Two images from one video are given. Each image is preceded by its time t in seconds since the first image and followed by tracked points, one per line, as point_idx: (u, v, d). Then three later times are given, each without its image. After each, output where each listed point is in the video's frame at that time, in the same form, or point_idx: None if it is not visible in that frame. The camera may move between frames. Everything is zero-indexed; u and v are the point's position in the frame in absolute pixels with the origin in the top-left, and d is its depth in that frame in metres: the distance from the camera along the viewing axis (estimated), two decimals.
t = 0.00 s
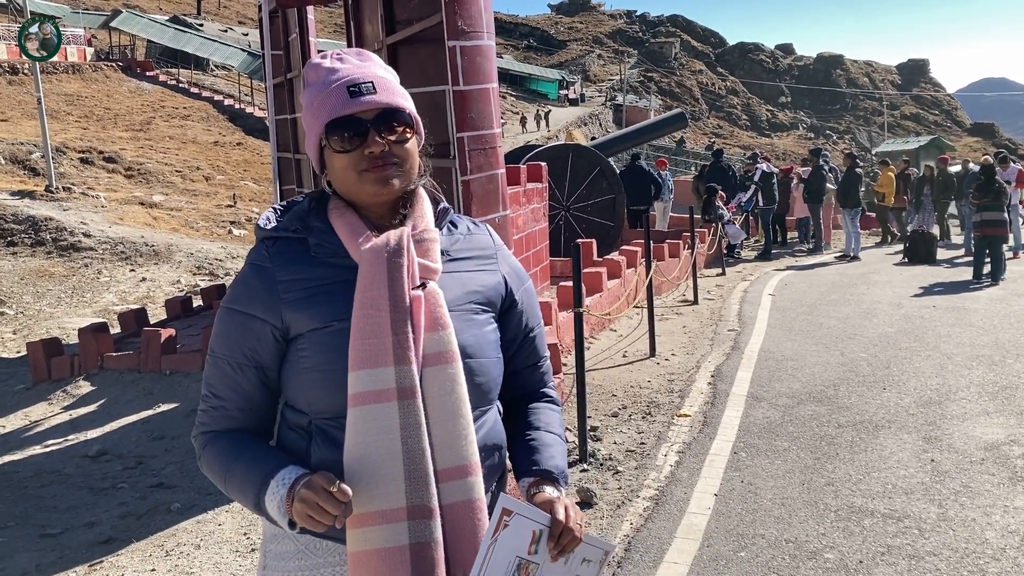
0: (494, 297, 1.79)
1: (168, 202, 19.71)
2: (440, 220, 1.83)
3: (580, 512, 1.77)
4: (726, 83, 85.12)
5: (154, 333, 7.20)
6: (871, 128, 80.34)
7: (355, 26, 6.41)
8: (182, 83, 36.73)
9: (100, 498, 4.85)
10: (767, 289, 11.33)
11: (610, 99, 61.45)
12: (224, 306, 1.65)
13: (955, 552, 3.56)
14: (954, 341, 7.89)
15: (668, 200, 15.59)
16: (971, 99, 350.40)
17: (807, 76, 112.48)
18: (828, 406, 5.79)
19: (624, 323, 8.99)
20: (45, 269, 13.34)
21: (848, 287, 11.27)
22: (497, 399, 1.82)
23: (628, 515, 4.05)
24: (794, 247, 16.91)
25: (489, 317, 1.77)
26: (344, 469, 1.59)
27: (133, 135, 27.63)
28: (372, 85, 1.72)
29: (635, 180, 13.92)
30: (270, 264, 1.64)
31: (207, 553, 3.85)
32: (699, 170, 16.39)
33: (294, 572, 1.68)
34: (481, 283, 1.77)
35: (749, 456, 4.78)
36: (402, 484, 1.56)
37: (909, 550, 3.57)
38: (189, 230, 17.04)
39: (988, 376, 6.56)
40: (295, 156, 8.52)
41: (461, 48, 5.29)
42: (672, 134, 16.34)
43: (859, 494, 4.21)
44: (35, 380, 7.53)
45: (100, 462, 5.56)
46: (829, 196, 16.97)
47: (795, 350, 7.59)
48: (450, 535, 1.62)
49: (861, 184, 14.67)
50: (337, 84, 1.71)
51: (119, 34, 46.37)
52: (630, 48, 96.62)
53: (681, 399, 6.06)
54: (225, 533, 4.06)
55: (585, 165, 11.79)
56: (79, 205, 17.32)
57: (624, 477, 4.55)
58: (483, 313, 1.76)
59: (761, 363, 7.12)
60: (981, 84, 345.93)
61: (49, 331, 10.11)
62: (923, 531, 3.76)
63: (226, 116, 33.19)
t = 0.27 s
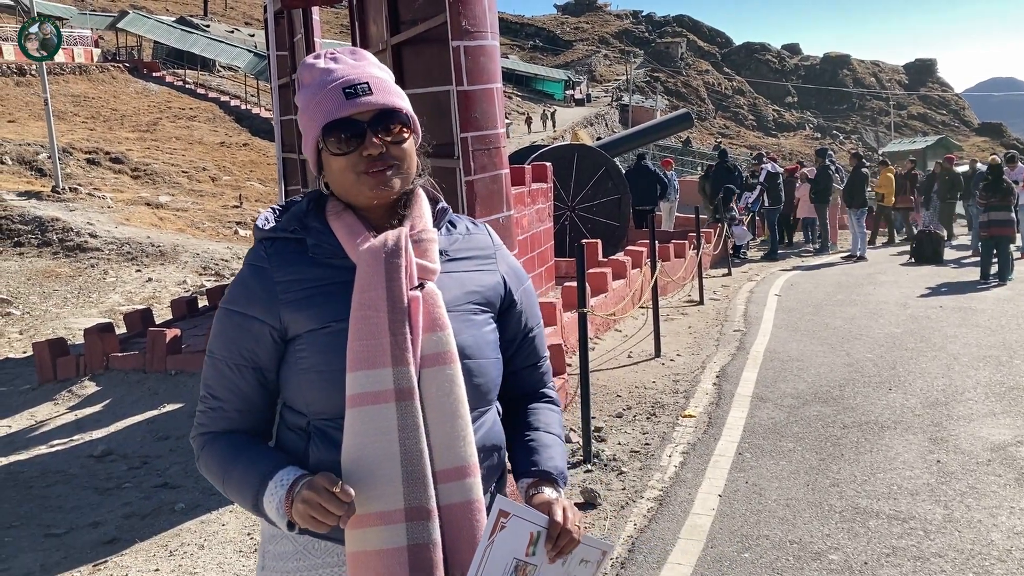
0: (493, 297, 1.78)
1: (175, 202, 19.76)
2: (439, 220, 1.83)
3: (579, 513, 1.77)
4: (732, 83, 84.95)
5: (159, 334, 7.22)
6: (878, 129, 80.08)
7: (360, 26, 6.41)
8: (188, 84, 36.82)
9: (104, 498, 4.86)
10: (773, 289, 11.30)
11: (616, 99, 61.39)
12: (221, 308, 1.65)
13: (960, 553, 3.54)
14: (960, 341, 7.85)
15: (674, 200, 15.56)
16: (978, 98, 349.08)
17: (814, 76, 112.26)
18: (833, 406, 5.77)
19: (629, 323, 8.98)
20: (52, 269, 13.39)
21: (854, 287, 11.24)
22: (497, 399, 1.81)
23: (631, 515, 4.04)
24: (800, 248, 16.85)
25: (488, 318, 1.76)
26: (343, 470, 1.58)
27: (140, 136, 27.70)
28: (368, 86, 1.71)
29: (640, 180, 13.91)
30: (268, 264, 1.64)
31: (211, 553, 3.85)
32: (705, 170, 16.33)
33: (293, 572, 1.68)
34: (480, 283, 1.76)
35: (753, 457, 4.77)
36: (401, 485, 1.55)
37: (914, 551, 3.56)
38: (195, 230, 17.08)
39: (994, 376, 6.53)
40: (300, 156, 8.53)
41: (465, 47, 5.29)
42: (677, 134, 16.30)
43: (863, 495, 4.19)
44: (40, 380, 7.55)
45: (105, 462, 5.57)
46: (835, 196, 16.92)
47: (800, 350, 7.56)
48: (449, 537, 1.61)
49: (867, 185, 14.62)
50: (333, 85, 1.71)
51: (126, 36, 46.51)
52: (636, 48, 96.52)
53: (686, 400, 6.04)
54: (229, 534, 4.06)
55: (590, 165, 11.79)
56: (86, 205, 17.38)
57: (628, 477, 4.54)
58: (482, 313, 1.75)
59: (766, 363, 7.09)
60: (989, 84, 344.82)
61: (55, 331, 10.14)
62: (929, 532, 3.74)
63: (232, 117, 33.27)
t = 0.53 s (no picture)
0: (495, 299, 1.77)
1: (179, 203, 19.80)
2: (441, 222, 1.82)
3: (582, 516, 1.76)
4: (736, 82, 84.84)
5: (164, 334, 7.22)
6: (883, 128, 79.89)
7: (364, 26, 6.41)
8: (193, 84, 36.89)
9: (108, 499, 4.86)
10: (778, 289, 11.28)
11: (620, 99, 61.35)
12: (224, 309, 1.64)
13: (966, 555, 3.52)
14: (966, 342, 7.83)
15: (678, 200, 15.54)
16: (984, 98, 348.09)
17: (819, 76, 112.07)
18: (838, 406, 5.76)
19: (633, 324, 8.97)
20: (57, 270, 13.42)
21: (859, 287, 11.21)
22: (500, 401, 1.81)
23: (636, 516, 4.03)
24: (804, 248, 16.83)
25: (490, 320, 1.75)
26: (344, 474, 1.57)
27: (144, 136, 27.76)
28: (370, 87, 1.70)
29: (645, 180, 13.90)
30: (270, 266, 1.63)
31: (214, 554, 3.85)
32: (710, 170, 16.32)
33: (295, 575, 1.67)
34: (482, 285, 1.75)
35: (758, 458, 4.76)
36: (403, 488, 1.55)
37: (919, 553, 3.54)
38: (199, 231, 17.11)
39: (1000, 377, 6.51)
40: (304, 157, 8.54)
41: (469, 47, 5.29)
42: (682, 133, 16.28)
43: (868, 496, 4.17)
44: (45, 380, 7.56)
45: (109, 462, 5.58)
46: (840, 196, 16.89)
47: (805, 350, 7.55)
48: (451, 539, 1.61)
49: (872, 184, 14.58)
50: (332, 86, 1.70)
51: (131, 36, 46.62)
52: (640, 47, 96.45)
53: (691, 400, 6.03)
54: (233, 534, 4.06)
55: (595, 165, 11.78)
56: (91, 205, 17.41)
57: (632, 478, 4.53)
58: (484, 315, 1.74)
59: (771, 364, 7.08)
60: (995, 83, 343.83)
61: (60, 331, 10.17)
62: (934, 534, 3.72)
63: (237, 117, 33.33)
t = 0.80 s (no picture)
0: (506, 300, 1.77)
1: (182, 202, 19.82)
2: (453, 223, 1.82)
3: (594, 517, 1.76)
4: (739, 81, 84.70)
5: (167, 334, 7.23)
6: (886, 127, 79.77)
7: (367, 26, 6.41)
8: (196, 83, 36.92)
9: (113, 498, 4.87)
10: (781, 288, 11.26)
11: (622, 98, 61.31)
12: (235, 308, 1.65)
13: (970, 554, 3.52)
14: (969, 341, 7.82)
15: (680, 199, 15.53)
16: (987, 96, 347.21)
17: (821, 75, 111.94)
18: (842, 406, 5.75)
19: (637, 323, 8.97)
20: (60, 269, 13.44)
21: (862, 286, 11.20)
22: (510, 402, 1.81)
23: (640, 516, 4.03)
24: (807, 247, 16.81)
25: (502, 321, 1.76)
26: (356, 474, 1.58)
27: (147, 136, 27.79)
28: (389, 87, 1.71)
29: (647, 179, 13.88)
30: (282, 266, 1.64)
31: (219, 554, 3.86)
32: (713, 169, 16.31)
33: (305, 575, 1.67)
34: (494, 286, 1.76)
35: (762, 457, 4.76)
36: (413, 488, 1.55)
37: (924, 553, 3.54)
38: (202, 230, 17.12)
39: (1003, 376, 6.50)
40: (307, 156, 8.55)
41: (472, 47, 5.29)
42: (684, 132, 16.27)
43: (873, 495, 4.17)
44: (49, 380, 7.57)
45: (114, 461, 5.59)
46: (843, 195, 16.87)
47: (809, 350, 7.54)
48: (461, 541, 1.61)
49: (875, 183, 14.56)
50: (353, 85, 1.70)
51: (133, 35, 46.64)
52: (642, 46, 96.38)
53: (694, 400, 6.03)
54: (238, 534, 4.07)
55: (597, 165, 11.77)
56: (94, 205, 17.43)
57: (636, 478, 4.53)
58: (495, 316, 1.74)
59: (775, 363, 7.07)
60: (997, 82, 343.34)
61: (64, 331, 10.19)
62: (938, 533, 3.72)
63: (239, 116, 33.35)
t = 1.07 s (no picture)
0: (520, 298, 1.78)
1: (182, 201, 19.81)
2: (466, 221, 1.83)
3: (610, 512, 1.77)
4: (739, 80, 84.68)
5: (170, 332, 7.23)
6: (885, 126, 79.77)
7: (369, 25, 6.42)
8: (195, 82, 36.90)
9: (116, 496, 4.87)
10: (782, 287, 11.27)
11: (622, 97, 61.31)
12: (250, 305, 1.65)
13: (973, 552, 3.53)
14: (970, 339, 7.83)
15: (680, 198, 15.53)
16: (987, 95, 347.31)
17: (821, 74, 111.94)
18: (844, 404, 5.76)
19: (638, 321, 8.97)
20: (61, 268, 13.44)
21: (863, 285, 11.21)
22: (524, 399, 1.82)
23: (643, 513, 4.04)
24: (807, 245, 16.83)
25: (516, 318, 1.76)
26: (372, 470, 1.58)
27: (147, 135, 27.79)
28: (401, 85, 1.72)
29: (648, 178, 13.89)
30: (297, 262, 1.64)
31: (223, 551, 3.86)
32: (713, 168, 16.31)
33: (318, 570, 1.68)
34: (508, 284, 1.76)
35: (764, 455, 4.76)
36: (430, 484, 1.56)
37: (927, 550, 3.55)
38: (202, 229, 17.12)
39: (1004, 374, 6.51)
40: (309, 155, 8.56)
41: (476, 46, 5.28)
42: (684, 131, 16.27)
43: (876, 493, 4.18)
44: (51, 379, 7.57)
45: (116, 460, 5.59)
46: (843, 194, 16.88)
47: (810, 348, 7.55)
48: (476, 537, 1.61)
49: (876, 183, 14.56)
50: (365, 82, 1.71)
51: (133, 34, 46.63)
52: (642, 45, 96.35)
53: (697, 398, 6.03)
54: (242, 532, 4.07)
55: (598, 164, 11.78)
56: (94, 204, 17.43)
57: (639, 476, 4.54)
58: (509, 313, 1.75)
59: (776, 362, 7.08)
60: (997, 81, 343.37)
61: (65, 330, 10.19)
62: (941, 531, 3.73)
63: (239, 115, 33.33)
